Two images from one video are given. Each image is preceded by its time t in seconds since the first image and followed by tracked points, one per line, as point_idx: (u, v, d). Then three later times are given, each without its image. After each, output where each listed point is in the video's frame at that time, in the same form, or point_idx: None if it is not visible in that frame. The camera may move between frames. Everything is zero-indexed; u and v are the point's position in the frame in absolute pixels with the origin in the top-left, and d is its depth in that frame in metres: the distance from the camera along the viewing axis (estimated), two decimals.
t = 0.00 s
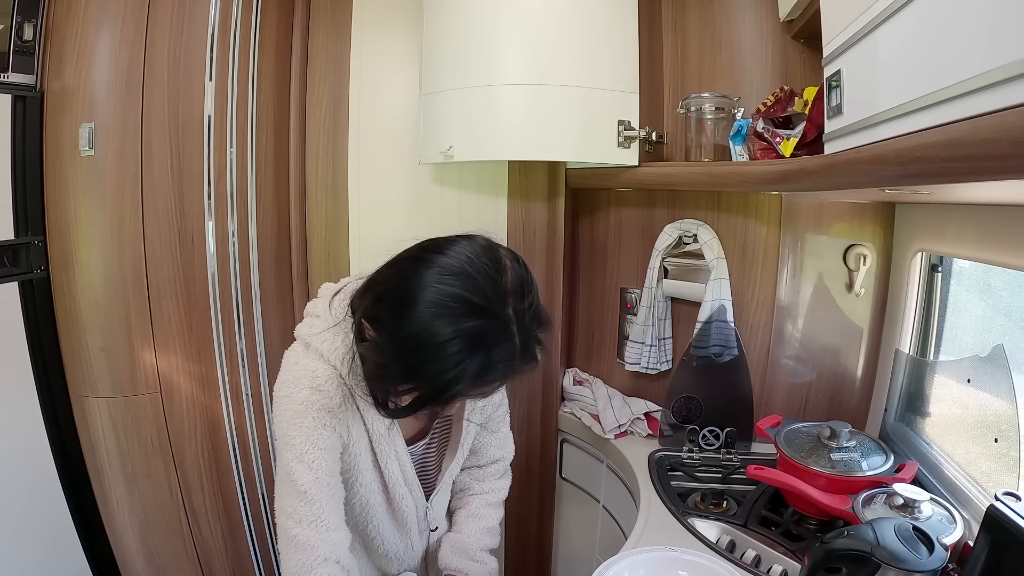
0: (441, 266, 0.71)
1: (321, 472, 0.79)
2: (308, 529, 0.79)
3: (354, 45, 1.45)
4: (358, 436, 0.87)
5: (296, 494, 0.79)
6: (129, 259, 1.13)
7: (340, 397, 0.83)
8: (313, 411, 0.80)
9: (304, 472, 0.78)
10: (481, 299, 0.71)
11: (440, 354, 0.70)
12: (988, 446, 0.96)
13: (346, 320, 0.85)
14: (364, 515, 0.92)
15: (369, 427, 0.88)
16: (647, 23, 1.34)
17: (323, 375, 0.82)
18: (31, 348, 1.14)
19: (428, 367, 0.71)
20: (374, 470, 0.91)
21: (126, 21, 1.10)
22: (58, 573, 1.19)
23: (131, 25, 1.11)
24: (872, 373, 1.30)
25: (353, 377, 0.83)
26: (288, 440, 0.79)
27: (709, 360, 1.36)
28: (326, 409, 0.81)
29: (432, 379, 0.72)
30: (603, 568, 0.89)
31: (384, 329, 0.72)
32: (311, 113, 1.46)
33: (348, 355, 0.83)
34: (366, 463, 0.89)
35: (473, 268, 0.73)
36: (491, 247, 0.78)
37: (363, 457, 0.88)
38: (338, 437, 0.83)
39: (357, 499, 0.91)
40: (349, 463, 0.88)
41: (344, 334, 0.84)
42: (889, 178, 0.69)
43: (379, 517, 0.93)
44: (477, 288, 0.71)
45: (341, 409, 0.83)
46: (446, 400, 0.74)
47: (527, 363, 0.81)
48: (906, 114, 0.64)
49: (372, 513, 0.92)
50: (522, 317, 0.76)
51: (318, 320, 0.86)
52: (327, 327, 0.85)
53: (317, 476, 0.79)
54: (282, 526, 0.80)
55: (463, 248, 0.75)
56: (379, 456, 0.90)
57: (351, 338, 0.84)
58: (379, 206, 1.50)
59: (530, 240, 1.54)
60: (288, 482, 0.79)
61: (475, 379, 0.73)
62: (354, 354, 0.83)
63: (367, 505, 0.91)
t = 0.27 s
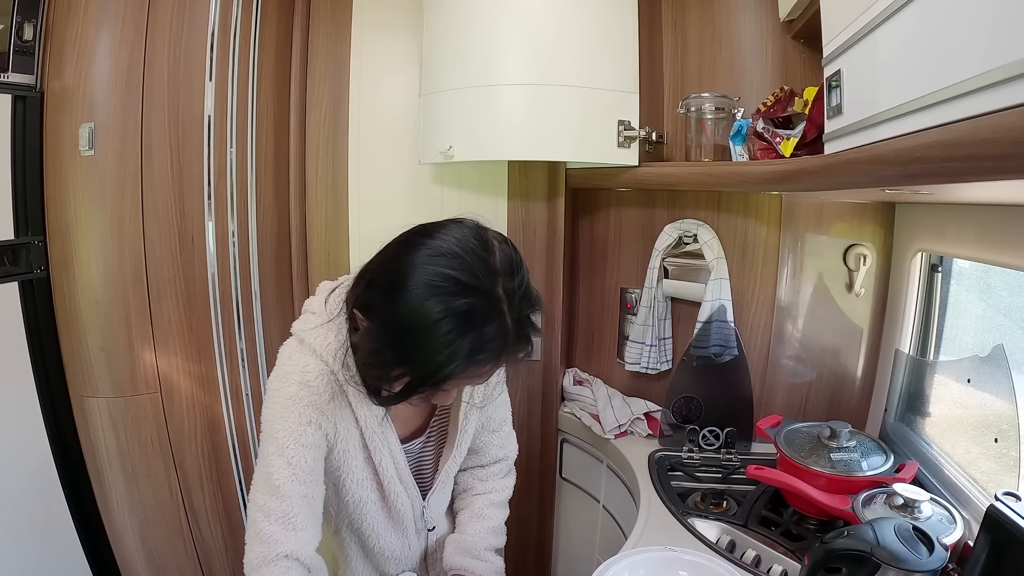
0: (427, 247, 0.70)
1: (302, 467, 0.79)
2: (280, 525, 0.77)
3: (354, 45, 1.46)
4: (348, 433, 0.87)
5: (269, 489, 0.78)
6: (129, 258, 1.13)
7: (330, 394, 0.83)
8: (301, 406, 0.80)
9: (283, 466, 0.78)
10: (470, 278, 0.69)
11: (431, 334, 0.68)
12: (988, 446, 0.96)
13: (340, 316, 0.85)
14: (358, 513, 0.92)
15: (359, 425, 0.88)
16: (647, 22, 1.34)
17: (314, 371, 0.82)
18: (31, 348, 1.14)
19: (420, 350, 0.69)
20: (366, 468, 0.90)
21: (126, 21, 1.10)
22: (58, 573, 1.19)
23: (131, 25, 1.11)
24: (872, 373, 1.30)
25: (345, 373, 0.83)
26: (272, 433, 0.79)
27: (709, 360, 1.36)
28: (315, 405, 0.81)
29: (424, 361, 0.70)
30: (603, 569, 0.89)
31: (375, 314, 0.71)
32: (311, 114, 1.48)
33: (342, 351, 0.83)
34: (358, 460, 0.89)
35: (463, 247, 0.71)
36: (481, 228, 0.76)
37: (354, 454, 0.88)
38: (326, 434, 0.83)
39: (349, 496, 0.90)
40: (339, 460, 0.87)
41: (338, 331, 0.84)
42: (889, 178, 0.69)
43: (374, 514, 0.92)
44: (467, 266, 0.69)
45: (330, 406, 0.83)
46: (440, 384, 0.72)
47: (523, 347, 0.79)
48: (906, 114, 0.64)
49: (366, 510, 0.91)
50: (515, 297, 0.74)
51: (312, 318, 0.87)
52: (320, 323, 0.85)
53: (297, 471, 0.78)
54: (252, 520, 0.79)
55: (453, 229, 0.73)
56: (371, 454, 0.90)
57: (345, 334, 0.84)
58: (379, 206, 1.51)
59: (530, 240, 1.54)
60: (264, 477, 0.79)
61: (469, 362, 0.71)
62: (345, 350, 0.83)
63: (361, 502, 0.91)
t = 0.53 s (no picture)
0: (419, 229, 0.69)
1: (288, 467, 0.79)
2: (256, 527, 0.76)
3: (354, 45, 1.48)
4: (342, 434, 0.87)
5: (247, 487, 0.78)
6: (129, 258, 1.13)
7: (322, 394, 0.83)
8: (291, 406, 0.80)
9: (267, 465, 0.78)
10: (462, 255, 0.68)
11: (426, 314, 0.67)
12: (988, 446, 0.96)
13: (335, 315, 0.85)
14: (357, 514, 0.91)
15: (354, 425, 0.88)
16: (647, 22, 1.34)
17: (306, 371, 0.83)
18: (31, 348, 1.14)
19: (414, 331, 0.68)
20: (362, 468, 0.90)
21: (126, 20, 1.10)
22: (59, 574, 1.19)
23: (131, 25, 1.10)
24: (872, 373, 1.30)
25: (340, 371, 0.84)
26: (258, 432, 0.80)
27: (709, 360, 1.36)
28: (307, 404, 0.81)
29: (419, 343, 0.69)
30: (602, 568, 0.89)
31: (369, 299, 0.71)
32: (311, 113, 1.49)
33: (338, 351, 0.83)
34: (353, 460, 0.89)
35: (453, 227, 0.70)
36: (472, 210, 0.76)
37: (349, 454, 0.88)
38: (317, 434, 0.83)
39: (347, 496, 0.90)
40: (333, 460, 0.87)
41: (332, 330, 0.84)
42: (889, 178, 0.69)
43: (374, 514, 0.92)
44: (458, 244, 0.69)
45: (322, 406, 0.83)
46: (437, 367, 0.71)
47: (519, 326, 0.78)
48: (906, 114, 0.64)
49: (365, 510, 0.91)
50: (508, 275, 0.73)
51: (306, 317, 0.87)
52: (314, 322, 0.85)
53: (282, 470, 0.78)
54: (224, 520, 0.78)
55: (443, 210, 0.73)
56: (368, 453, 0.90)
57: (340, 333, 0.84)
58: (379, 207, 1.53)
59: (530, 239, 1.54)
60: (243, 473, 0.78)
61: (465, 342, 0.70)
62: (339, 349, 0.83)
63: (360, 502, 0.91)
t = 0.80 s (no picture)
0: (414, 215, 0.69)
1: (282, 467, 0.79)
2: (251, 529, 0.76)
3: (354, 46, 1.49)
4: (337, 433, 0.87)
5: (241, 487, 0.78)
6: (129, 258, 1.13)
7: (316, 394, 0.84)
8: (285, 406, 0.80)
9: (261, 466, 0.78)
10: (458, 237, 0.68)
11: (426, 296, 0.67)
12: (988, 446, 0.96)
13: (330, 315, 0.85)
14: (355, 514, 0.91)
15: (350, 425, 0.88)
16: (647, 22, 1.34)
17: (301, 371, 0.82)
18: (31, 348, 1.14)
19: (414, 315, 0.68)
20: (359, 468, 0.90)
21: (126, 20, 1.10)
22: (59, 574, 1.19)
23: (131, 24, 1.10)
24: (872, 373, 1.30)
25: (335, 372, 0.84)
26: (252, 433, 0.80)
27: (709, 360, 1.36)
28: (302, 405, 0.81)
29: (420, 327, 0.68)
30: (602, 568, 0.89)
31: (367, 289, 0.70)
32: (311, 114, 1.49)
33: (334, 351, 0.84)
34: (350, 460, 0.89)
35: (447, 212, 0.71)
36: (465, 199, 0.77)
37: (345, 454, 0.88)
38: (312, 433, 0.83)
39: (345, 497, 0.90)
40: (330, 460, 0.87)
41: (327, 330, 0.84)
42: (889, 178, 0.69)
43: (372, 513, 0.92)
44: (453, 227, 0.69)
45: (317, 406, 0.83)
46: (439, 352, 0.70)
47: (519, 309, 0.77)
48: (906, 114, 0.64)
49: (363, 510, 0.91)
50: (505, 256, 0.73)
51: (300, 317, 0.86)
52: (309, 323, 0.85)
53: (276, 470, 0.78)
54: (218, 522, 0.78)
55: (436, 198, 0.73)
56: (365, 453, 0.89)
57: (336, 333, 0.84)
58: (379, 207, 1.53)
59: (530, 239, 1.54)
60: (236, 473, 0.78)
61: (466, 324, 0.69)
62: (335, 349, 0.84)
63: (358, 502, 0.90)
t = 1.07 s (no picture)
0: (406, 205, 0.70)
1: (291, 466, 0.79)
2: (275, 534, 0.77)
3: (354, 46, 1.49)
4: (338, 432, 0.87)
5: (258, 489, 0.78)
6: (129, 258, 1.13)
7: (317, 392, 0.84)
8: (289, 404, 0.80)
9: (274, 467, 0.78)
10: (450, 225, 0.68)
11: (418, 283, 0.67)
12: (988, 446, 0.96)
13: (331, 314, 0.85)
14: (352, 513, 0.91)
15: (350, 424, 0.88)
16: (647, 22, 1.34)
17: (303, 369, 0.83)
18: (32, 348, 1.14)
19: (406, 302, 0.67)
20: (357, 467, 0.90)
21: (126, 21, 1.10)
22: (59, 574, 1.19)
23: (131, 24, 1.10)
24: (872, 373, 1.30)
25: (334, 370, 0.84)
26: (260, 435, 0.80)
27: (709, 360, 1.36)
28: (304, 402, 0.81)
29: (412, 314, 0.68)
30: (603, 568, 0.89)
31: (361, 279, 0.71)
32: (311, 114, 1.49)
33: (335, 350, 0.84)
34: (348, 460, 0.88)
35: (439, 201, 0.71)
36: (460, 192, 0.77)
37: (344, 454, 0.88)
38: (314, 432, 0.83)
39: (342, 495, 0.90)
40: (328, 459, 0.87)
41: (327, 329, 0.84)
42: (889, 178, 0.69)
43: (369, 513, 0.92)
44: (444, 216, 0.69)
45: (317, 403, 0.83)
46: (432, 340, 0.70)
47: (512, 298, 0.77)
48: (906, 114, 0.64)
49: (359, 509, 0.91)
50: (497, 245, 0.73)
51: (302, 316, 0.87)
52: (310, 321, 0.85)
53: (285, 471, 0.79)
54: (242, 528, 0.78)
55: (427, 188, 0.73)
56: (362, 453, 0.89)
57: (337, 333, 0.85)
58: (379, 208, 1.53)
59: (530, 239, 1.54)
60: (253, 474, 0.79)
61: (458, 311, 0.69)
62: (335, 348, 0.84)
63: (355, 502, 0.90)
